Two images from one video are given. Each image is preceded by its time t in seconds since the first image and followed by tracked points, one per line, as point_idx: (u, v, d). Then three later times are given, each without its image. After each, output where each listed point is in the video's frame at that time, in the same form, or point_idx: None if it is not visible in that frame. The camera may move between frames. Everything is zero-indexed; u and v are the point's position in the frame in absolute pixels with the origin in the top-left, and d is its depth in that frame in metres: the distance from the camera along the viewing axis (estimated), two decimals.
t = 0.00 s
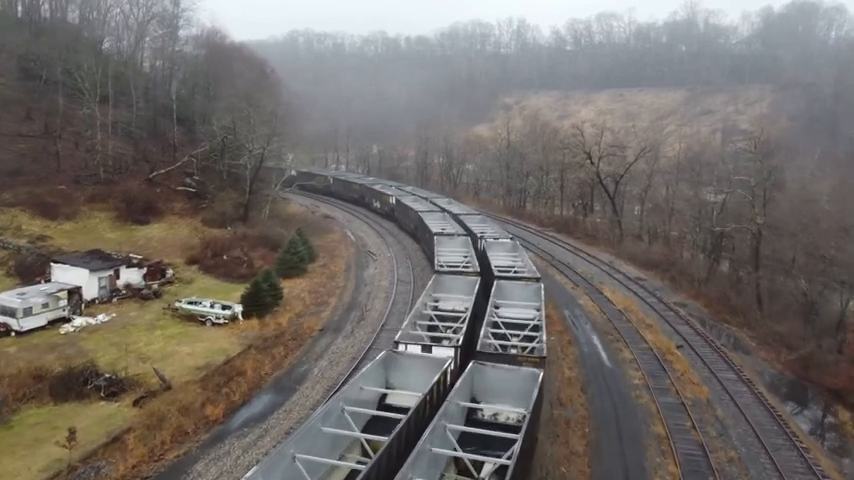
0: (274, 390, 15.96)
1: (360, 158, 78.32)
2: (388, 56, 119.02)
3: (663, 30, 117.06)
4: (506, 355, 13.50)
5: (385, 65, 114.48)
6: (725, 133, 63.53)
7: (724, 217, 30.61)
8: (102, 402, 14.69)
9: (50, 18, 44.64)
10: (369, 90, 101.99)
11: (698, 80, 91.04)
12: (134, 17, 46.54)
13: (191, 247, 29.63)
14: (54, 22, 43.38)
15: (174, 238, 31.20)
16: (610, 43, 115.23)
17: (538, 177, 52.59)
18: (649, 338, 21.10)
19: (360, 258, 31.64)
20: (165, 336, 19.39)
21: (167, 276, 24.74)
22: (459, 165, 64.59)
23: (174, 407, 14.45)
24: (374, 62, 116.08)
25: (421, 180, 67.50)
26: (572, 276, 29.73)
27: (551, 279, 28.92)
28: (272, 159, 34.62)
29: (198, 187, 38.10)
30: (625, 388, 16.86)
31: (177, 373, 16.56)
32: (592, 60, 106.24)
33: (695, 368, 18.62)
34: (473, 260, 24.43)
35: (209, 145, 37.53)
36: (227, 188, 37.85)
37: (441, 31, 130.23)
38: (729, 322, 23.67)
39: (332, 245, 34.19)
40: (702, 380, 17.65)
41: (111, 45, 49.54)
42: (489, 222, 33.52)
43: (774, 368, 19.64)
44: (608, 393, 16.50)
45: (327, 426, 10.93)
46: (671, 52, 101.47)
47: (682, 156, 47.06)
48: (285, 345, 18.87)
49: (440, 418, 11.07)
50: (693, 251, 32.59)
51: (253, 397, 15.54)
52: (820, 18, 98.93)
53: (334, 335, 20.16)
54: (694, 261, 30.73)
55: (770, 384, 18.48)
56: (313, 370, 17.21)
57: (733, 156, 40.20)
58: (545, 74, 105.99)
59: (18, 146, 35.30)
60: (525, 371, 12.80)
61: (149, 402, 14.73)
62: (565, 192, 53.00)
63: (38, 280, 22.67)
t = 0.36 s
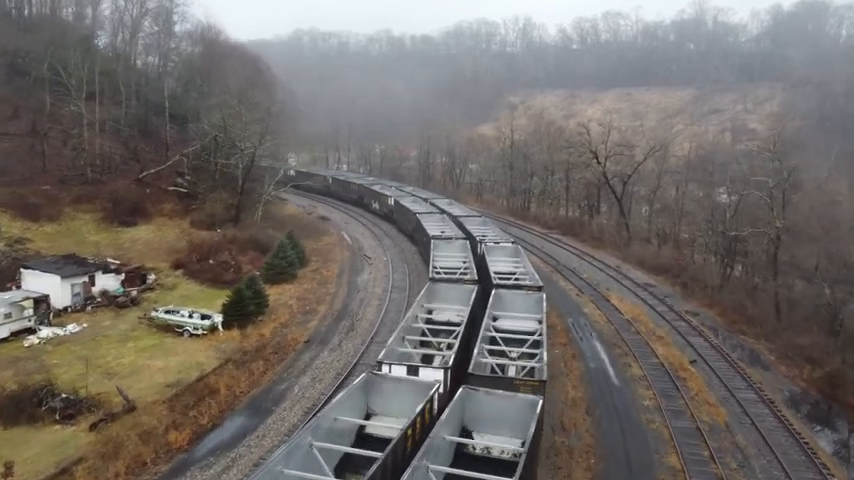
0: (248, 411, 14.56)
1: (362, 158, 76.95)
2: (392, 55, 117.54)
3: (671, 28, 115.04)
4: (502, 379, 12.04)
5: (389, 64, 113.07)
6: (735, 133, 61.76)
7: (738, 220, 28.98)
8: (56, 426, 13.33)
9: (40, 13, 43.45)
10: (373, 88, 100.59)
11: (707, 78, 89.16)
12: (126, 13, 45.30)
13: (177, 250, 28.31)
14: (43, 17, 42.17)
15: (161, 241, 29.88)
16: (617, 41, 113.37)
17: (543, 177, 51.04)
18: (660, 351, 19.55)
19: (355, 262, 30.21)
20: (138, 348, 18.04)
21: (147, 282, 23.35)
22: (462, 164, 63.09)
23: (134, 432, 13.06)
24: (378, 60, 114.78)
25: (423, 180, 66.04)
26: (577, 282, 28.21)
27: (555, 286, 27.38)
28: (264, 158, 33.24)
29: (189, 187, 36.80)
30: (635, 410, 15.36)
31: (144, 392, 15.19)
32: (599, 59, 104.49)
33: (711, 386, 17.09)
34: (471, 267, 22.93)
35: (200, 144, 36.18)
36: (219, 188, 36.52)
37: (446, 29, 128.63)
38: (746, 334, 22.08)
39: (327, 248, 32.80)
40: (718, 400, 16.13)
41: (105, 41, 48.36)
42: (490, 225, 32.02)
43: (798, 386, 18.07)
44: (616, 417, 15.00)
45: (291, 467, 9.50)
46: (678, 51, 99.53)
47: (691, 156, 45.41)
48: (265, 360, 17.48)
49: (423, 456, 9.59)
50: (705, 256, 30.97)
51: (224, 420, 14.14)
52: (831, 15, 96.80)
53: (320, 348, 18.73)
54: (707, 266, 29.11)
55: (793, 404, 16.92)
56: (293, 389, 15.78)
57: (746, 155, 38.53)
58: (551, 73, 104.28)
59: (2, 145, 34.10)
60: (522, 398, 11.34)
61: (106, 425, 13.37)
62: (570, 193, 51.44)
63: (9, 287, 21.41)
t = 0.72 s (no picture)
0: (220, 436, 13.33)
1: (364, 158, 75.84)
2: (397, 53, 116.34)
3: (678, 27, 113.34)
4: (496, 407, 10.78)
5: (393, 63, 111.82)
6: (744, 133, 60.25)
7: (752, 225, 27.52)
8: (7, 454, 12.16)
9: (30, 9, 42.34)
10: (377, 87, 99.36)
11: (714, 77, 87.55)
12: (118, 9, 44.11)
13: (163, 255, 27.16)
14: (33, 13, 41.06)
15: (148, 245, 28.75)
16: (623, 40, 111.80)
17: (547, 178, 49.69)
18: (671, 366, 18.19)
19: (350, 267, 28.97)
20: (109, 363, 16.84)
21: (128, 289, 22.20)
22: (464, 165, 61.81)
23: (90, 462, 11.86)
24: (381, 59, 113.62)
25: (425, 181, 64.83)
26: (581, 289, 26.83)
27: (558, 293, 26.03)
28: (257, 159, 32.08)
29: (181, 188, 35.67)
30: (644, 435, 14.06)
31: (108, 413, 13.98)
32: (605, 58, 102.94)
33: (726, 407, 15.76)
34: (469, 275, 21.63)
35: (191, 144, 35.02)
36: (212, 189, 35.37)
37: (451, 28, 127.25)
38: (762, 348, 20.67)
39: (321, 252, 31.60)
40: (736, 424, 14.82)
41: (99, 38, 47.30)
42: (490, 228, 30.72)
43: (821, 407, 16.73)
44: (624, 443, 13.73)
45: None
46: (686, 49, 97.77)
47: (700, 156, 43.94)
48: (245, 376, 16.28)
49: None
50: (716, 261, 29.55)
51: (192, 446, 12.91)
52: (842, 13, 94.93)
53: (305, 362, 17.49)
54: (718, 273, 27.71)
55: (817, 428, 15.58)
56: (271, 409, 14.53)
57: (758, 156, 37.05)
58: (556, 71, 102.75)
59: None
60: (518, 432, 10.14)
61: (61, 453, 12.22)
62: (575, 194, 50.08)
63: None
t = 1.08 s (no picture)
0: (181, 471, 11.99)
1: (365, 158, 74.52)
2: (401, 53, 114.80)
3: (686, 25, 111.34)
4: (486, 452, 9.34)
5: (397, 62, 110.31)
6: (755, 133, 58.45)
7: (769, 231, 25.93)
8: None
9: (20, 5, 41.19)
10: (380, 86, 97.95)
11: (723, 76, 85.63)
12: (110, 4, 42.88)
13: (146, 261, 25.90)
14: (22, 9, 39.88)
15: (131, 250, 27.46)
16: (630, 39, 109.94)
17: (552, 180, 48.17)
18: (683, 388, 16.72)
19: (343, 275, 27.57)
20: (71, 383, 15.52)
21: (103, 299, 20.99)
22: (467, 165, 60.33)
23: None
24: (385, 59, 112.35)
25: (427, 182, 63.43)
26: (586, 299, 25.27)
27: (561, 303, 24.57)
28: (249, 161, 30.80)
29: (171, 190, 34.43)
30: (656, 472, 12.64)
31: (61, 444, 12.66)
32: (612, 57, 101.24)
33: (747, 437, 14.27)
34: (465, 287, 20.24)
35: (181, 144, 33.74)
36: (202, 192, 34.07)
37: (456, 28, 125.78)
38: (781, 367, 19.15)
39: (314, 258, 30.17)
40: (757, 457, 13.36)
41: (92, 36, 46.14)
42: (491, 235, 29.25)
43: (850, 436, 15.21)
44: None
45: None
46: (694, 48, 95.88)
47: (711, 157, 42.28)
48: (217, 399, 14.91)
49: None
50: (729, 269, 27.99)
51: None
52: None
53: (284, 382, 16.13)
54: (731, 282, 26.17)
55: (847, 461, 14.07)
56: (241, 439, 13.19)
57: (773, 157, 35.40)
58: (562, 70, 101.04)
59: None
60: None
61: None
62: (581, 196, 48.56)
63: None
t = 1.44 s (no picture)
0: None
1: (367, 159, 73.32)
2: (405, 53, 113.52)
3: (694, 24, 109.52)
4: None
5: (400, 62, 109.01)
6: (765, 134, 56.83)
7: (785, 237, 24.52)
8: None
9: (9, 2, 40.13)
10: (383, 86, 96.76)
11: (731, 75, 83.90)
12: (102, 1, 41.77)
13: (130, 267, 24.75)
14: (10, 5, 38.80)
15: (115, 255, 26.31)
16: (636, 38, 108.21)
17: (556, 181, 46.84)
18: (696, 411, 15.38)
19: (336, 281, 26.37)
20: (31, 405, 14.36)
21: (78, 310, 19.88)
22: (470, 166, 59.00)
23: None
24: (388, 59, 111.08)
25: (429, 183, 62.15)
26: (590, 308, 23.95)
27: (564, 313, 23.25)
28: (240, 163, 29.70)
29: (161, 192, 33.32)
30: None
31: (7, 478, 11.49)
32: (617, 57, 99.60)
33: (767, 470, 12.97)
34: (461, 301, 19.09)
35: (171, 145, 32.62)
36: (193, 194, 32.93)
37: (461, 27, 124.35)
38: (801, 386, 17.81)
39: (307, 263, 28.97)
40: None
41: (87, 34, 45.14)
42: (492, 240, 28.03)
43: None
44: None
45: None
46: (701, 48, 94.12)
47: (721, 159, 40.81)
48: (186, 425, 13.70)
49: None
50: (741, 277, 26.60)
51: None
52: None
53: (263, 404, 14.90)
54: (744, 291, 24.79)
55: None
56: (207, 471, 11.97)
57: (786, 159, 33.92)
58: (567, 70, 99.46)
59: None
60: None
61: None
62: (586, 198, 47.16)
63: None
